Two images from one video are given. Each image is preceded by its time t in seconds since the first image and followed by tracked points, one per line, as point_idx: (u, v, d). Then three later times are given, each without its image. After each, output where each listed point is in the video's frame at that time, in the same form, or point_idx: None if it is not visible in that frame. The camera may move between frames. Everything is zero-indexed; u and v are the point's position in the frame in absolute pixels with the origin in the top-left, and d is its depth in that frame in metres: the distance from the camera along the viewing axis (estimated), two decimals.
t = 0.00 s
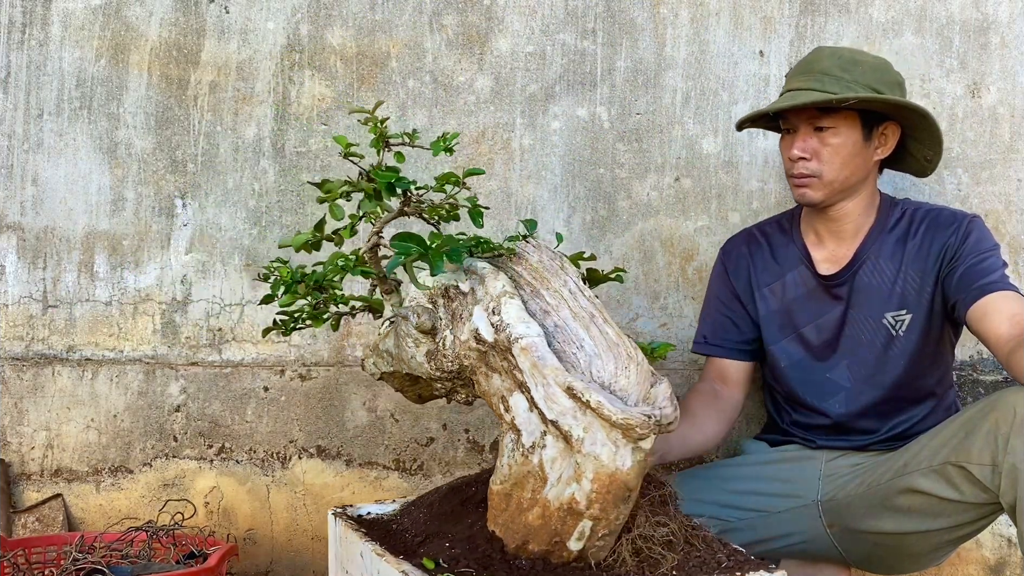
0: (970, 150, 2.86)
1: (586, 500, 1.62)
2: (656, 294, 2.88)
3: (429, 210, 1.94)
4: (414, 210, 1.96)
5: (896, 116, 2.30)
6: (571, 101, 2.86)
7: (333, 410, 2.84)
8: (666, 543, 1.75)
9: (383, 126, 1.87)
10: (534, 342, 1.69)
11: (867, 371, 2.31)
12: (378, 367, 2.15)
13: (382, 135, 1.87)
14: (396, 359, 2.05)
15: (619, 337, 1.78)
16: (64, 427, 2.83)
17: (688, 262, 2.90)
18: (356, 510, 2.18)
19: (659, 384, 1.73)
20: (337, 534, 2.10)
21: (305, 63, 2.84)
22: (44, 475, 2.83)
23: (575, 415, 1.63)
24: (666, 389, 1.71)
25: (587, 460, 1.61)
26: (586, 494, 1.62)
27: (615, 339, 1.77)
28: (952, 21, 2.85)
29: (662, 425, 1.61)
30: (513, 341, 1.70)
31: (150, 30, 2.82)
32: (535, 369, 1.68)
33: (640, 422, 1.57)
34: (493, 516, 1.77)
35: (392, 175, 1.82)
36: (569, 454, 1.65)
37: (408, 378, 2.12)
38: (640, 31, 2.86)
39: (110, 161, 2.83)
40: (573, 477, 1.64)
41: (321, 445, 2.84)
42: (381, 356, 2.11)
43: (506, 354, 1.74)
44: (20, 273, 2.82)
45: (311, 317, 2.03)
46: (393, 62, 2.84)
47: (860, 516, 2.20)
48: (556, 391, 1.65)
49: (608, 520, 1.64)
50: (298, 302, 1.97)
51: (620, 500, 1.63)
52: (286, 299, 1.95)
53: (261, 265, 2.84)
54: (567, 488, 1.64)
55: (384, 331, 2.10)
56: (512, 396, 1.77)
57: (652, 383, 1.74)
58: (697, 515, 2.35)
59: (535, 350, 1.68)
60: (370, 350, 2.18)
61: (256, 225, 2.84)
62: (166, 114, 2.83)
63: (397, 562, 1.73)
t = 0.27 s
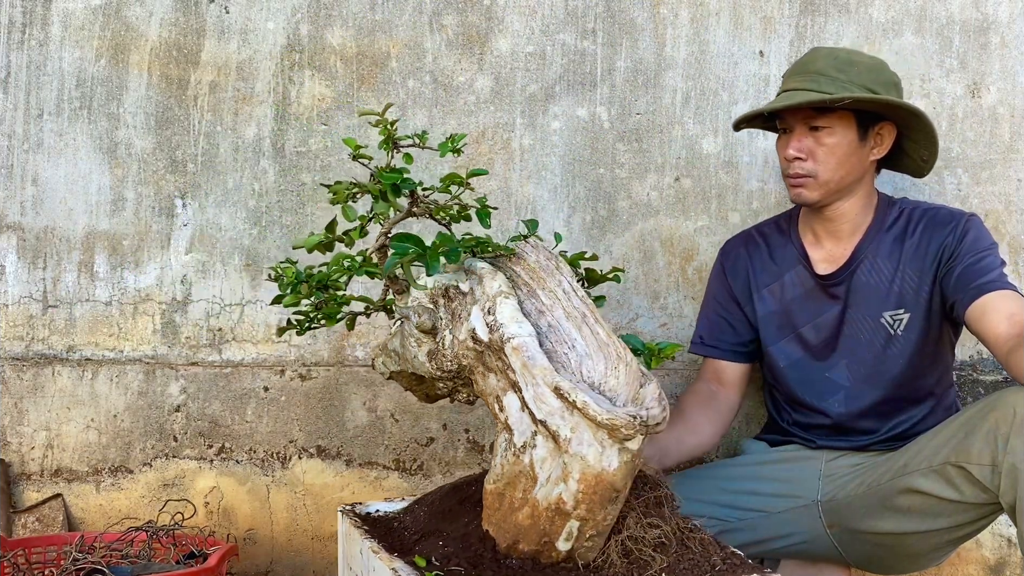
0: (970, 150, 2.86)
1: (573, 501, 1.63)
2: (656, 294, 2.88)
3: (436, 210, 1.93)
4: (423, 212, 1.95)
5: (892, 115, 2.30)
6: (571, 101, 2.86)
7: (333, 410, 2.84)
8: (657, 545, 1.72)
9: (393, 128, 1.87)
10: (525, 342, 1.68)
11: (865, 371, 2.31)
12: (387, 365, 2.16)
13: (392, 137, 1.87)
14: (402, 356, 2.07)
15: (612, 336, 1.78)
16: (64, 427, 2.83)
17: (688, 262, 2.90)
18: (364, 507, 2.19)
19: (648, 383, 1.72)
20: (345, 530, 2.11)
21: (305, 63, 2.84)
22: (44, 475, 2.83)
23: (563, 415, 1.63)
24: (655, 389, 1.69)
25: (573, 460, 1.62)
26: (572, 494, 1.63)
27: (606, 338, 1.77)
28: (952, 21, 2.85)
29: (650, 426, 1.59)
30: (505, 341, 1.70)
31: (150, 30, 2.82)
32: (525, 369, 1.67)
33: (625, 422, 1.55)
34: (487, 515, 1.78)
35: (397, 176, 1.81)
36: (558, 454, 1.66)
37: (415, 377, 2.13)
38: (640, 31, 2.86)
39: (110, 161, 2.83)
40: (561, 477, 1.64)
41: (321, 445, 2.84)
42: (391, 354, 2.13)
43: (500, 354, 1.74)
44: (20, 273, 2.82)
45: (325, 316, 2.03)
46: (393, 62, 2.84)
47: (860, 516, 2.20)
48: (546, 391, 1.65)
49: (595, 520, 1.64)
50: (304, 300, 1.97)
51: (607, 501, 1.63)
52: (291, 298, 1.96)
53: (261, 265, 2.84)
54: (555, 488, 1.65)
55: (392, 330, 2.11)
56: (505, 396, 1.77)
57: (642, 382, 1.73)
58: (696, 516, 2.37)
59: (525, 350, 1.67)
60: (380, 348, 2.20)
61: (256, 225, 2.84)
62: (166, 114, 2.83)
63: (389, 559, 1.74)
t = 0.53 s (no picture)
0: (970, 150, 2.86)
1: (567, 500, 1.62)
2: (656, 293, 2.88)
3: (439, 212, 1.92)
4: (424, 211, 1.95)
5: (889, 115, 2.30)
6: (571, 101, 2.86)
7: (333, 410, 2.84)
8: (653, 545, 1.72)
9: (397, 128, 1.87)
10: (521, 342, 1.68)
11: (866, 372, 2.32)
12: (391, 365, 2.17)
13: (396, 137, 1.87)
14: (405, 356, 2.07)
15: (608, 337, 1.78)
16: (64, 427, 2.83)
17: (688, 262, 2.90)
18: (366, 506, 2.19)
19: (643, 384, 1.72)
20: (346, 530, 2.11)
21: (305, 63, 2.84)
22: (44, 475, 2.83)
23: (558, 415, 1.62)
24: (649, 389, 1.70)
25: (568, 460, 1.61)
26: (566, 494, 1.62)
27: (602, 337, 1.77)
28: (951, 21, 2.86)
29: (643, 425, 1.59)
30: (502, 341, 1.70)
31: (150, 30, 2.82)
32: (521, 369, 1.67)
33: (619, 422, 1.55)
34: (484, 514, 1.78)
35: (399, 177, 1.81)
36: (553, 454, 1.65)
37: (418, 377, 2.14)
38: (640, 31, 2.86)
39: (110, 161, 2.83)
40: (556, 477, 1.64)
41: (321, 445, 2.84)
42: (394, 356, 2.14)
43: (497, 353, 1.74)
44: (20, 273, 2.82)
45: (330, 317, 2.02)
46: (394, 62, 2.84)
47: (861, 516, 2.20)
48: (542, 391, 1.64)
49: (589, 520, 1.64)
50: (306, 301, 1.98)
51: (601, 501, 1.63)
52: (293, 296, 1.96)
53: (261, 265, 2.84)
54: (550, 488, 1.64)
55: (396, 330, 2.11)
56: (503, 396, 1.77)
57: (637, 382, 1.73)
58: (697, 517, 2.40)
59: (521, 350, 1.67)
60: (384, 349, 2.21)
61: (256, 225, 2.84)
62: (166, 114, 2.83)
63: (386, 557, 1.75)
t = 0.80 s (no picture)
0: (970, 150, 2.86)
1: (565, 501, 1.62)
2: (656, 293, 2.89)
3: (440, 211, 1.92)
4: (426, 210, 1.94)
5: (886, 115, 2.30)
6: (571, 102, 2.86)
7: (333, 410, 2.84)
8: (651, 546, 1.70)
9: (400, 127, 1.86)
10: (520, 342, 1.68)
11: (866, 372, 2.32)
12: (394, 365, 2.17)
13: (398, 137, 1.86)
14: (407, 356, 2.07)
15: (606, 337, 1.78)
16: (64, 428, 2.83)
17: (688, 262, 2.90)
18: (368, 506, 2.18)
19: (641, 384, 1.71)
20: (348, 529, 2.11)
21: (305, 63, 2.84)
22: (44, 475, 2.83)
23: (555, 416, 1.63)
24: (648, 389, 1.69)
25: (566, 461, 1.61)
26: (565, 494, 1.62)
27: (600, 337, 1.77)
28: (952, 21, 2.86)
29: (640, 427, 1.58)
30: (500, 341, 1.70)
31: (150, 30, 2.82)
32: (520, 369, 1.67)
33: (616, 423, 1.55)
34: (483, 514, 1.78)
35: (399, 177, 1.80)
36: (551, 455, 1.66)
37: (420, 378, 2.14)
38: (639, 31, 2.86)
39: (110, 161, 2.83)
40: (553, 478, 1.64)
41: (321, 445, 2.84)
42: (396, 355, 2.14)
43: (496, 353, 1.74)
44: (20, 274, 2.82)
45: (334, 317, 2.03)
46: (393, 62, 2.84)
47: (863, 516, 2.20)
48: (541, 391, 1.64)
49: (586, 521, 1.63)
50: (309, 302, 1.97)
51: (599, 502, 1.62)
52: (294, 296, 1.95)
53: (261, 265, 2.85)
54: (548, 488, 1.65)
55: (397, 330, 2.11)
56: (502, 397, 1.77)
57: (635, 383, 1.73)
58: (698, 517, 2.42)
59: (519, 350, 1.67)
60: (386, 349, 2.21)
61: (256, 225, 2.84)
62: (166, 114, 2.83)
63: (384, 557, 1.75)
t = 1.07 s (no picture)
0: (970, 150, 2.86)
1: (556, 502, 1.61)
2: (656, 293, 2.88)
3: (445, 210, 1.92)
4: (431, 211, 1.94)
5: (883, 115, 2.30)
6: (571, 102, 2.86)
7: (333, 410, 2.84)
8: (644, 549, 1.68)
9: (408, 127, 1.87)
10: (514, 343, 1.67)
11: (865, 372, 2.32)
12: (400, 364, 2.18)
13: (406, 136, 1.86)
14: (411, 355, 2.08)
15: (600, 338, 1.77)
16: (64, 428, 2.83)
17: (688, 262, 2.90)
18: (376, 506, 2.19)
19: (632, 386, 1.70)
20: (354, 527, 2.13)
21: (305, 63, 2.84)
22: (44, 475, 2.83)
23: (548, 417, 1.61)
24: (640, 392, 1.67)
25: (556, 462, 1.60)
26: (555, 496, 1.60)
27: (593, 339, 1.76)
28: (951, 21, 2.86)
29: (632, 429, 1.56)
30: (496, 342, 1.70)
31: (150, 30, 2.82)
32: (514, 370, 1.66)
33: (605, 425, 1.53)
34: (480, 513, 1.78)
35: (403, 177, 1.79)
36: (543, 456, 1.64)
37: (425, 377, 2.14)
38: (639, 31, 2.86)
39: (110, 161, 2.83)
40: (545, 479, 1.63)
41: (321, 445, 2.84)
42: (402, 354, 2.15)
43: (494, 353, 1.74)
44: (20, 273, 2.82)
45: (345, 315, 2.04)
46: (393, 62, 2.84)
47: (864, 515, 2.20)
48: (535, 391, 1.63)
49: (577, 523, 1.62)
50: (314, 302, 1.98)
51: (589, 504, 1.61)
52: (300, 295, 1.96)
53: (260, 265, 2.84)
54: (539, 490, 1.63)
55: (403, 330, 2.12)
56: (498, 397, 1.77)
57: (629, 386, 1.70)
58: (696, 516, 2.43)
59: (514, 351, 1.67)
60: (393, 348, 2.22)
61: (256, 225, 2.84)
62: (166, 114, 2.83)
63: (380, 556, 1.77)
